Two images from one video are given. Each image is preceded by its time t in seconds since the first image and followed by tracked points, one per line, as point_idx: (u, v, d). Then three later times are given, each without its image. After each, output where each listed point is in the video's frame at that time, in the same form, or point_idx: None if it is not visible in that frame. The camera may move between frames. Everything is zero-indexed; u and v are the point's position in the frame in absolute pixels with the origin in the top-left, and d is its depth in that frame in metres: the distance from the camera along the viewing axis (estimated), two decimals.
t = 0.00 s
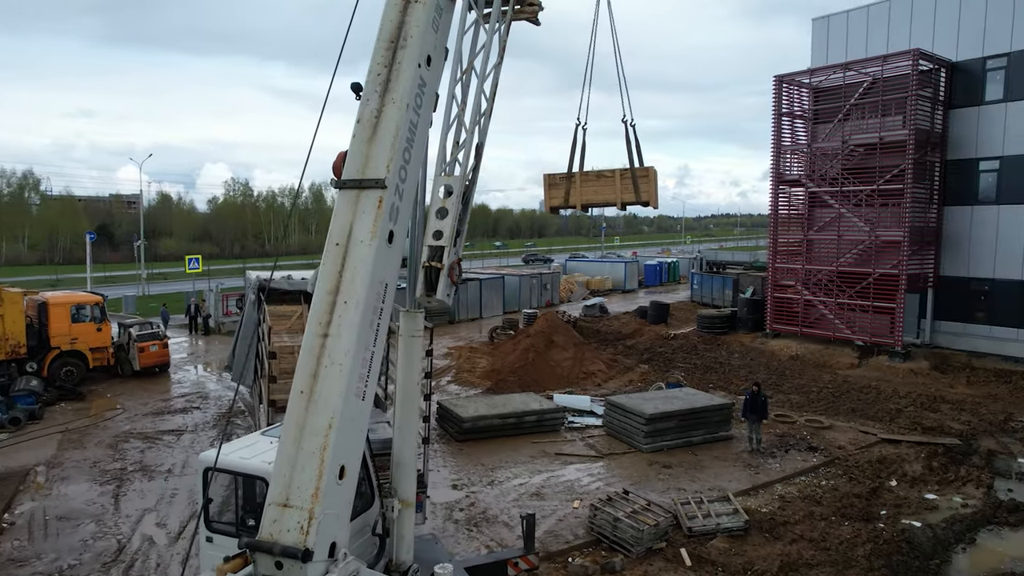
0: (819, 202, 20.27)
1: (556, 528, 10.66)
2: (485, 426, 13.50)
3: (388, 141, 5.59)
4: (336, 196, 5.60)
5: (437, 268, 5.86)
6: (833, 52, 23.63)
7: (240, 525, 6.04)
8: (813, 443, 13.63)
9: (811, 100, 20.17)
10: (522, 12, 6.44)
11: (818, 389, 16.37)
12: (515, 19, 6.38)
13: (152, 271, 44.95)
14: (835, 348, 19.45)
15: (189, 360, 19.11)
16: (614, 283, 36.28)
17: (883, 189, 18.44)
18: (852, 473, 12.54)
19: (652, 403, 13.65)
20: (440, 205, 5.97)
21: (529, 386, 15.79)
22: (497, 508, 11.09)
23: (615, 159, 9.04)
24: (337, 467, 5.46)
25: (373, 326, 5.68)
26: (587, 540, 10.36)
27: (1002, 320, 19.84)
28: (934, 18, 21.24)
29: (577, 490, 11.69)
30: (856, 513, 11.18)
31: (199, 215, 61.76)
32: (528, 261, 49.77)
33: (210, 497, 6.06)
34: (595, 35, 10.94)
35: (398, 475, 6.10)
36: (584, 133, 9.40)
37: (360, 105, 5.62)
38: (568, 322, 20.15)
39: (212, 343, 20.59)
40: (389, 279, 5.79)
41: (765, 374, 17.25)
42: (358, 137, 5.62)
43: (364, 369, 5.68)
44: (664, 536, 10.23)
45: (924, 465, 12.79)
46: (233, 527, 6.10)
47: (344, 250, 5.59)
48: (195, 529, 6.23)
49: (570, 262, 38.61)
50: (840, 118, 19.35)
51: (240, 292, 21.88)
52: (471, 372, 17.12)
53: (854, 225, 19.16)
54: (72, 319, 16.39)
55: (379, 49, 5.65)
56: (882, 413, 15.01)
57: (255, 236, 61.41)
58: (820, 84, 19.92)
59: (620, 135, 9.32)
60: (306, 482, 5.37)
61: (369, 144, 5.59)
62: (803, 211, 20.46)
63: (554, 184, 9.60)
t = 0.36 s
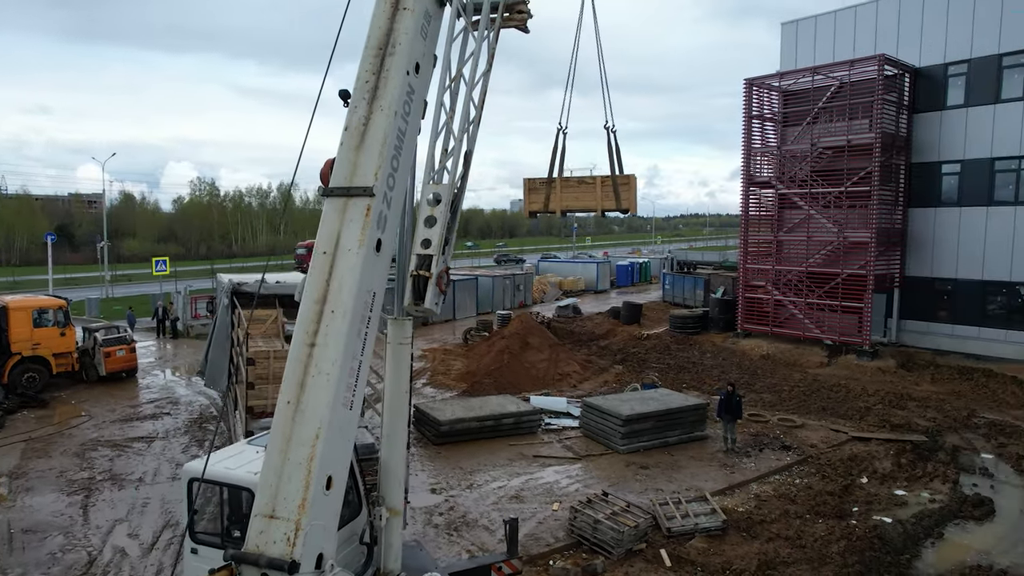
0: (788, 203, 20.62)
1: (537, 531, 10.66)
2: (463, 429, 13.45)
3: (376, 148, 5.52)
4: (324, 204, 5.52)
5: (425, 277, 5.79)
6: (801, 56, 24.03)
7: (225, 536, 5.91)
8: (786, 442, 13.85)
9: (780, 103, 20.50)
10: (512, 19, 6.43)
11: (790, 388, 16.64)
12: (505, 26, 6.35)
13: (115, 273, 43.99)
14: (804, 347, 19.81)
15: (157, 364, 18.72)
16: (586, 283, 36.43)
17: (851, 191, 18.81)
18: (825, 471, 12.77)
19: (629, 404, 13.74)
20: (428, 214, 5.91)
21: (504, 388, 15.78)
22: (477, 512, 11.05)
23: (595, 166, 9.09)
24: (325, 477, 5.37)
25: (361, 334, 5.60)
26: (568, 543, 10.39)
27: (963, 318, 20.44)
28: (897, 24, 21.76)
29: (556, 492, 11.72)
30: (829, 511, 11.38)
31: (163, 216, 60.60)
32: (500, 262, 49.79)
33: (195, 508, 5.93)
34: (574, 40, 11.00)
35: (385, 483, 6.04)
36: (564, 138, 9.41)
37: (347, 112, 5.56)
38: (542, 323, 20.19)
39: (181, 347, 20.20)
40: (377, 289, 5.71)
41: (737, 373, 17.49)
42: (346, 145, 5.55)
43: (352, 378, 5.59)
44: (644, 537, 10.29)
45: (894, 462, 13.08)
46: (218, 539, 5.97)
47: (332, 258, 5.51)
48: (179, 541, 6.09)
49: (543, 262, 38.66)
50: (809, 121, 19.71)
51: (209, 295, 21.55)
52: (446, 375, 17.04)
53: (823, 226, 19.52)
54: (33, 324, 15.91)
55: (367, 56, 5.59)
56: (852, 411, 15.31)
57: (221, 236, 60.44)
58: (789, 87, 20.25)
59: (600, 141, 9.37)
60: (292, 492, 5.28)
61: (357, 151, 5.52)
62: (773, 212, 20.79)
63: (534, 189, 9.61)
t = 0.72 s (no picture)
0: (760, 205, 20.90)
1: (518, 534, 10.65)
2: (441, 432, 13.39)
3: (365, 157, 5.46)
4: (312, 213, 5.43)
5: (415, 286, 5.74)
6: (771, 60, 24.40)
7: (211, 548, 5.81)
8: (761, 442, 14.04)
9: (751, 105, 20.77)
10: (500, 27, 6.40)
11: (763, 388, 16.86)
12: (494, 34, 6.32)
13: (78, 275, 42.94)
14: (776, 346, 20.10)
15: (125, 369, 18.30)
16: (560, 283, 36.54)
17: (821, 193, 19.11)
18: (799, 470, 12.96)
19: (607, 405, 13.80)
20: (417, 223, 5.87)
21: (481, 390, 15.75)
22: (458, 516, 10.99)
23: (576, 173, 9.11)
24: (313, 488, 5.27)
25: (349, 342, 5.51)
26: (549, 546, 10.38)
27: (930, 317, 20.93)
28: (865, 31, 22.20)
29: (536, 495, 11.72)
30: (805, 509, 11.55)
31: (127, 216, 59.34)
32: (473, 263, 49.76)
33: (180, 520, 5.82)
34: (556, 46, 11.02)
35: (374, 492, 5.97)
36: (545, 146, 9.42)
37: (336, 120, 5.48)
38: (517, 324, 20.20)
39: (150, 351, 19.78)
40: (366, 297, 5.62)
41: (711, 373, 17.68)
42: (335, 153, 5.48)
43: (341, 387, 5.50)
44: (625, 539, 10.33)
45: (866, 460, 13.33)
46: (203, 551, 5.87)
47: (321, 267, 5.42)
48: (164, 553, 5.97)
49: (517, 262, 38.71)
50: (780, 124, 20.01)
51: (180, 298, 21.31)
52: (423, 377, 16.96)
53: (794, 227, 19.80)
54: None
55: (357, 64, 5.52)
56: (824, 410, 15.57)
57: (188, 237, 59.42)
58: (761, 90, 20.51)
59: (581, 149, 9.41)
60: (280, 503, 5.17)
61: (347, 160, 5.45)
62: (745, 213, 21.06)
63: (516, 197, 9.62)
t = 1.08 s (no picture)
0: (735, 206, 21.13)
1: (501, 538, 10.62)
2: (421, 436, 13.31)
3: (356, 166, 5.39)
4: (302, 222, 5.35)
5: (406, 296, 5.67)
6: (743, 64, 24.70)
7: (199, 560, 5.72)
8: (739, 441, 14.19)
9: (726, 108, 21.00)
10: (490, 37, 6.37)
11: (739, 387, 17.05)
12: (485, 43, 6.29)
13: (42, 277, 41.90)
14: (751, 346, 20.37)
15: (95, 374, 17.89)
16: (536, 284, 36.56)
17: (794, 195, 19.38)
18: (777, 469, 13.13)
19: (587, 407, 13.85)
20: (408, 232, 5.80)
21: (459, 392, 15.69)
22: (440, 520, 10.93)
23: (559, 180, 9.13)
24: (303, 499, 5.18)
25: (340, 351, 5.43)
26: (532, 549, 10.37)
27: (900, 316, 21.37)
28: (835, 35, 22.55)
29: (518, 497, 11.71)
30: (783, 508, 11.69)
31: (92, 216, 58.07)
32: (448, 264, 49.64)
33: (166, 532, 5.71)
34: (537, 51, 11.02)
35: (364, 500, 5.90)
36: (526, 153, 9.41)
37: (327, 129, 5.41)
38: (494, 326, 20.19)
39: (120, 355, 19.37)
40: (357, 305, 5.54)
41: (687, 373, 17.84)
42: (326, 162, 5.41)
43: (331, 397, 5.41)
44: (608, 541, 10.36)
45: (841, 458, 13.55)
46: (191, 563, 5.77)
47: (311, 276, 5.33)
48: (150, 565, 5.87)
49: (493, 263, 38.73)
50: (754, 127, 20.26)
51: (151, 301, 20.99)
52: (400, 380, 16.85)
53: (768, 228, 20.06)
54: None
55: (348, 73, 5.46)
56: (799, 409, 15.79)
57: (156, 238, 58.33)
58: (735, 92, 20.74)
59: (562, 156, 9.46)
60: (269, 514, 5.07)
61: (338, 168, 5.38)
62: (720, 214, 21.27)
63: (497, 204, 9.58)
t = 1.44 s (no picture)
0: (712, 208, 21.32)
1: (487, 542, 10.58)
2: (403, 439, 13.22)
3: (351, 174, 5.33)
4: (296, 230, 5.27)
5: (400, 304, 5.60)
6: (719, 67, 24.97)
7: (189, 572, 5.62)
8: (720, 442, 14.31)
9: (703, 110, 21.18)
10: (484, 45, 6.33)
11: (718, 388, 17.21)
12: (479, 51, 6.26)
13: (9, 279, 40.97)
14: (729, 346, 20.57)
15: (67, 379, 17.50)
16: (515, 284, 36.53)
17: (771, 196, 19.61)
18: (758, 469, 13.27)
19: (570, 408, 13.87)
20: (403, 242, 5.74)
21: (440, 394, 15.62)
22: (425, 524, 10.85)
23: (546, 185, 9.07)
24: (298, 509, 5.09)
25: (334, 360, 5.34)
26: (519, 552, 10.34)
27: (874, 316, 21.71)
28: (810, 40, 22.87)
29: (503, 501, 11.68)
30: (765, 508, 11.81)
31: (60, 216, 56.89)
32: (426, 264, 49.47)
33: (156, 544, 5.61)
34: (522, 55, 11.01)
35: (357, 509, 5.82)
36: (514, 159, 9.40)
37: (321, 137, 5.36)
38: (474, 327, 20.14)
39: (93, 359, 18.97)
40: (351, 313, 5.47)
41: (667, 374, 17.96)
42: (321, 170, 5.35)
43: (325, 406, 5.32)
44: (594, 543, 10.36)
45: (820, 457, 13.73)
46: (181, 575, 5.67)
47: (305, 284, 5.25)
48: None
49: (472, 262, 38.69)
50: (731, 129, 20.46)
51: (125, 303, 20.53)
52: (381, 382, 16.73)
53: (746, 229, 20.27)
54: None
55: (342, 82, 5.45)
56: (778, 409, 15.98)
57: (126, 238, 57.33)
58: (712, 95, 20.93)
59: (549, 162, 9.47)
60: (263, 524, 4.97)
61: (332, 176, 5.33)
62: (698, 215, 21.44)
63: (484, 208, 9.55)
